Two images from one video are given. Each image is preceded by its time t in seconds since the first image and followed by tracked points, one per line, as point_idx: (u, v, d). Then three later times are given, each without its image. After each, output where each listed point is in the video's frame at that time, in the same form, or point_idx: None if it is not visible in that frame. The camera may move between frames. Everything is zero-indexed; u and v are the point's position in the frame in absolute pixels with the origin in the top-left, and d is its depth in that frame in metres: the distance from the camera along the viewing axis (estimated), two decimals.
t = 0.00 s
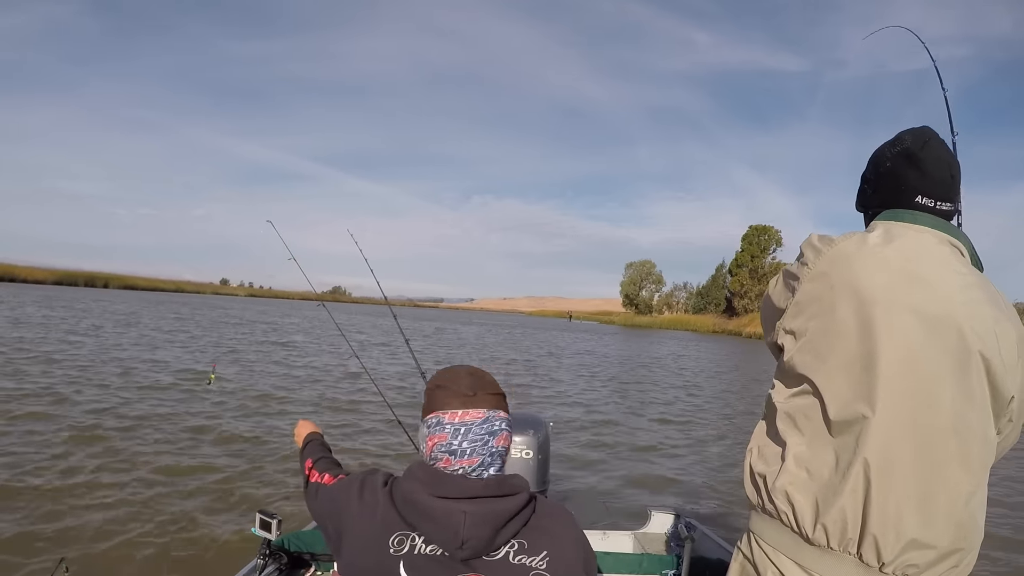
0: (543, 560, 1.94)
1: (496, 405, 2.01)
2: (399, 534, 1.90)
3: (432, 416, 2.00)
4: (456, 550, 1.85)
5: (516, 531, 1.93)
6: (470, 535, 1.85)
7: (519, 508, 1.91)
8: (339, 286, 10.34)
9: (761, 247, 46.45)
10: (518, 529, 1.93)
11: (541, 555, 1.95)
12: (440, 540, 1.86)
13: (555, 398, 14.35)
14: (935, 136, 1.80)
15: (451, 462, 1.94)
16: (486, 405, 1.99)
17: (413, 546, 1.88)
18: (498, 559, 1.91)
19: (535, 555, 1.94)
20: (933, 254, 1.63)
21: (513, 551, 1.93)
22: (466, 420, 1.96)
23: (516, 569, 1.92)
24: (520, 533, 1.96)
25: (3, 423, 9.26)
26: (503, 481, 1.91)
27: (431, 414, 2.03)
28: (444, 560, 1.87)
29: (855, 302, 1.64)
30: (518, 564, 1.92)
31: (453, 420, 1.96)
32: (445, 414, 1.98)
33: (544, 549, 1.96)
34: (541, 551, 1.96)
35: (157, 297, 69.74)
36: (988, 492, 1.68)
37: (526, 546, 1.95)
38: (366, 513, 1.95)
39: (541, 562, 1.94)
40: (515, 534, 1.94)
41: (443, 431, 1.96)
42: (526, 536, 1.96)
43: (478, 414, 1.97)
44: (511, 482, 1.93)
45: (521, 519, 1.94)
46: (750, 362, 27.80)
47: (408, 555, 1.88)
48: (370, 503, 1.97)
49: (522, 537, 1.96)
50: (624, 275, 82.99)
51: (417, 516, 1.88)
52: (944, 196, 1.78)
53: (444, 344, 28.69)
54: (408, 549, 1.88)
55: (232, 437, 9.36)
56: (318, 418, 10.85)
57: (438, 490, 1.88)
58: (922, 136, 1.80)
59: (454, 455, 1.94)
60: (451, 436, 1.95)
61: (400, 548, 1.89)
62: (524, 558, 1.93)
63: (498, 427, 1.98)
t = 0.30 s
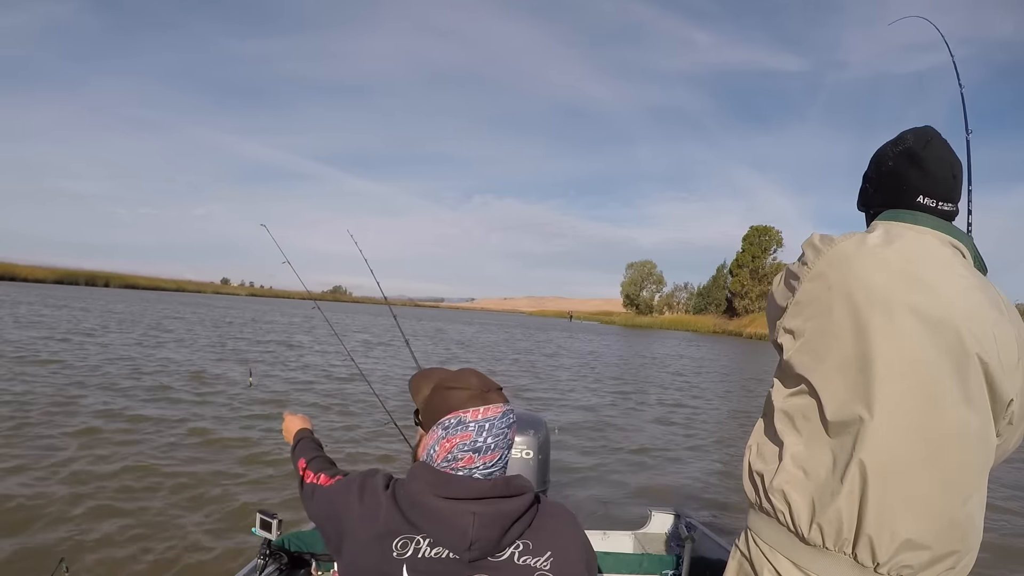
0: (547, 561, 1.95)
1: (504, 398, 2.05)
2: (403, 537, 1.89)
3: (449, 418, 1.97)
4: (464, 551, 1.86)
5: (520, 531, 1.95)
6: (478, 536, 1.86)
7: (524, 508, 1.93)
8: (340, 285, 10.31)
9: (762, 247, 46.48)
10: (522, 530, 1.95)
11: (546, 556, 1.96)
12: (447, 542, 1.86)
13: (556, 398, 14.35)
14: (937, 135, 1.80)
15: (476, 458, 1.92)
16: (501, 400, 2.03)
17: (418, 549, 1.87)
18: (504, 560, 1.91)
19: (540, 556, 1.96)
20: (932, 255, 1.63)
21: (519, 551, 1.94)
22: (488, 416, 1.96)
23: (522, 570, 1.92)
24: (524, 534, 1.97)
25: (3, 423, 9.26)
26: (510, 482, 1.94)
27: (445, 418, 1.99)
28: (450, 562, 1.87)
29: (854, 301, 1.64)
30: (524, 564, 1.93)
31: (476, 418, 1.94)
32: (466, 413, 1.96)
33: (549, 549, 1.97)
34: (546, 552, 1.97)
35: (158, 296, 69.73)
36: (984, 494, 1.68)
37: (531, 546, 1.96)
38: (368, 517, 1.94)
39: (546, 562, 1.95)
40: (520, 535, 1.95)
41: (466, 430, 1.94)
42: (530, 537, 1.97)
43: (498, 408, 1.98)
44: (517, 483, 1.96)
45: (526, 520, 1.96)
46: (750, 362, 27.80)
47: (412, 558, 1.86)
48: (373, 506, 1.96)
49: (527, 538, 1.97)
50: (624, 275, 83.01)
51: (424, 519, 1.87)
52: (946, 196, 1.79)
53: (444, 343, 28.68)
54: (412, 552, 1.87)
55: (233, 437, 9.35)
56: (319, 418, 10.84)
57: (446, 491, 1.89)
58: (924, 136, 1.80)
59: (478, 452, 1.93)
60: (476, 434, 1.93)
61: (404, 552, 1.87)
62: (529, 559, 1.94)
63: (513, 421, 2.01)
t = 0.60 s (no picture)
0: (541, 559, 1.95)
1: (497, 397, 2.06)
2: (397, 534, 1.90)
3: (442, 417, 1.98)
4: (457, 549, 1.86)
5: (514, 529, 1.95)
6: (470, 534, 1.86)
7: (516, 506, 1.93)
8: (341, 286, 10.31)
9: (762, 247, 46.57)
10: (517, 527, 1.95)
11: (539, 553, 1.96)
12: (441, 540, 1.86)
13: (556, 399, 14.35)
14: (935, 135, 1.81)
15: (467, 458, 1.93)
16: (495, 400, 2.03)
17: (412, 546, 1.88)
18: (498, 559, 1.91)
19: (534, 554, 1.96)
20: (932, 253, 1.63)
21: (512, 550, 1.94)
22: (480, 416, 1.96)
23: (515, 568, 1.92)
24: (518, 532, 1.97)
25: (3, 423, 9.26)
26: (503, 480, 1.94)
27: (438, 416, 1.99)
28: (443, 560, 1.87)
29: (852, 299, 1.65)
30: (517, 562, 1.93)
31: (468, 417, 1.95)
32: (457, 413, 1.96)
33: (542, 548, 1.97)
34: (539, 550, 1.97)
35: (157, 297, 69.79)
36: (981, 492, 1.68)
37: (525, 544, 1.95)
38: (362, 514, 1.93)
39: (540, 561, 1.95)
40: (513, 533, 1.95)
41: (458, 428, 1.95)
42: (525, 535, 1.97)
43: (492, 408, 1.98)
44: (510, 481, 1.96)
45: (520, 517, 1.96)
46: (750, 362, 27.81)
47: (407, 555, 1.88)
48: (366, 503, 1.95)
49: (520, 535, 1.97)
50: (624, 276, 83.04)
51: (418, 517, 1.88)
52: (945, 195, 1.79)
53: (444, 344, 28.69)
54: (406, 549, 1.88)
55: (233, 437, 9.36)
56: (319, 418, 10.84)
57: (439, 489, 1.89)
58: (922, 135, 1.81)
59: (470, 451, 1.94)
60: (468, 433, 1.94)
61: (398, 549, 1.88)
62: (522, 557, 1.94)
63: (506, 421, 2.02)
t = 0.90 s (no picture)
0: (541, 562, 1.92)
1: (482, 409, 1.97)
2: (397, 535, 1.89)
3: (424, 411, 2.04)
4: (455, 552, 1.85)
5: (514, 532, 1.92)
6: (468, 538, 1.84)
7: (516, 509, 1.90)
8: (341, 286, 10.30)
9: (762, 247, 46.59)
10: (516, 530, 1.92)
11: (539, 556, 1.93)
12: (439, 544, 1.85)
13: (556, 399, 14.34)
14: (942, 134, 1.80)
15: (426, 458, 1.96)
16: (471, 409, 1.96)
17: (411, 548, 1.87)
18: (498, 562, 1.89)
19: (534, 557, 1.93)
20: (938, 253, 1.61)
21: (512, 552, 1.91)
22: (445, 420, 1.95)
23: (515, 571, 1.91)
24: (518, 534, 1.95)
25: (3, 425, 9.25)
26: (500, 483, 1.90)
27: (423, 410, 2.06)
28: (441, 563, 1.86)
29: (858, 299, 1.63)
30: (517, 566, 1.91)
31: (434, 418, 1.97)
32: (431, 411, 1.99)
33: (543, 550, 1.94)
34: (539, 553, 1.94)
35: (158, 297, 69.85)
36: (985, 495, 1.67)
37: (525, 547, 1.93)
38: (360, 513, 1.93)
39: (539, 563, 1.92)
40: (513, 536, 1.92)
41: (425, 427, 1.98)
42: (525, 538, 1.95)
43: (458, 416, 1.95)
44: (507, 484, 1.92)
45: (520, 519, 1.93)
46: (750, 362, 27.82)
47: (405, 557, 1.87)
48: (365, 502, 1.94)
49: (521, 538, 1.95)
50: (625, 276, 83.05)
51: (416, 519, 1.87)
52: (952, 194, 1.77)
53: (445, 344, 28.71)
54: (406, 551, 1.87)
55: (232, 437, 9.34)
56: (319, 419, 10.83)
57: (435, 492, 1.87)
58: (929, 134, 1.79)
59: (431, 453, 1.95)
60: (431, 434, 1.96)
61: (397, 550, 1.88)
62: (522, 560, 1.92)
63: (480, 434, 1.94)
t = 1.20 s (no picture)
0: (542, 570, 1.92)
1: (475, 416, 1.95)
2: (395, 547, 1.88)
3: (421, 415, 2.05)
4: (454, 565, 1.84)
5: (514, 542, 1.91)
6: (468, 550, 1.83)
7: (516, 519, 1.89)
8: (341, 287, 10.29)
9: (761, 247, 46.60)
10: (516, 540, 1.91)
11: (540, 565, 1.93)
12: (438, 556, 1.84)
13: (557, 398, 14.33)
14: (946, 132, 1.79)
15: (419, 462, 1.96)
16: (463, 414, 1.95)
17: (410, 560, 1.86)
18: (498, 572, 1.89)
19: (534, 565, 1.92)
20: (942, 253, 1.61)
21: (512, 562, 1.90)
22: (437, 425, 1.95)
23: None
24: (518, 544, 1.93)
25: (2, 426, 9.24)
26: (501, 493, 1.88)
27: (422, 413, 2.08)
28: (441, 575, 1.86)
29: (862, 299, 1.62)
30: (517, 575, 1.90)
31: (426, 422, 1.97)
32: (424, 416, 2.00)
33: (544, 559, 1.93)
34: (540, 562, 1.93)
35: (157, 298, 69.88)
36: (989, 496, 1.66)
37: (526, 557, 1.92)
38: (357, 523, 1.91)
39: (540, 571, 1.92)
40: (513, 546, 1.91)
41: (419, 431, 1.98)
42: (525, 547, 1.93)
43: (449, 422, 1.94)
44: (506, 494, 1.90)
45: (520, 529, 1.92)
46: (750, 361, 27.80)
47: (404, 569, 1.86)
48: (361, 511, 1.92)
49: (521, 547, 1.93)
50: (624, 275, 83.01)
51: (415, 532, 1.85)
52: (956, 192, 1.76)
53: (445, 344, 28.70)
54: (404, 562, 1.86)
55: (232, 438, 9.33)
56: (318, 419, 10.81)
57: (434, 503, 1.85)
58: (933, 132, 1.79)
59: (423, 457, 1.95)
60: (422, 438, 1.96)
61: (396, 562, 1.86)
62: (522, 569, 1.91)
63: (470, 442, 1.92)
